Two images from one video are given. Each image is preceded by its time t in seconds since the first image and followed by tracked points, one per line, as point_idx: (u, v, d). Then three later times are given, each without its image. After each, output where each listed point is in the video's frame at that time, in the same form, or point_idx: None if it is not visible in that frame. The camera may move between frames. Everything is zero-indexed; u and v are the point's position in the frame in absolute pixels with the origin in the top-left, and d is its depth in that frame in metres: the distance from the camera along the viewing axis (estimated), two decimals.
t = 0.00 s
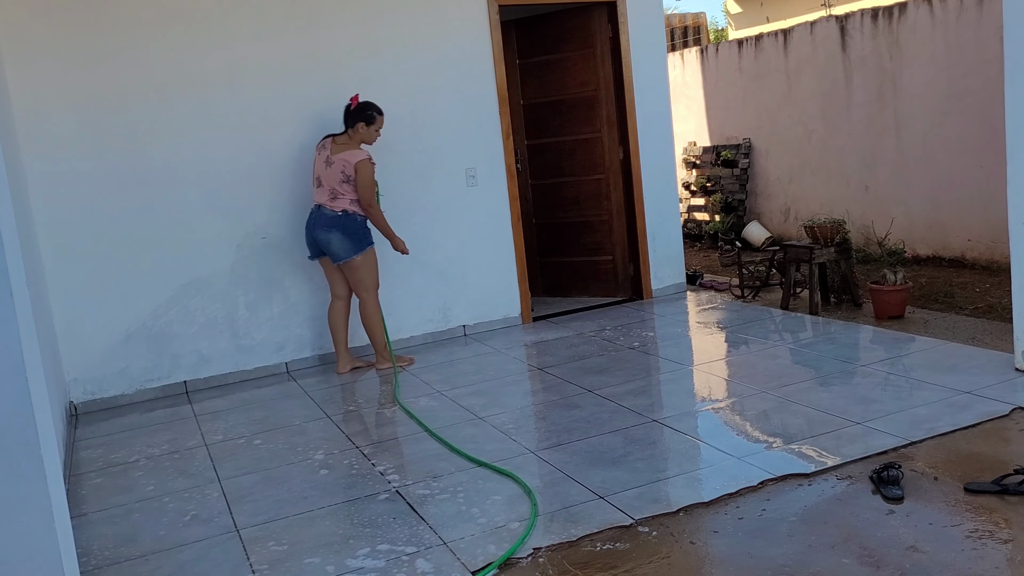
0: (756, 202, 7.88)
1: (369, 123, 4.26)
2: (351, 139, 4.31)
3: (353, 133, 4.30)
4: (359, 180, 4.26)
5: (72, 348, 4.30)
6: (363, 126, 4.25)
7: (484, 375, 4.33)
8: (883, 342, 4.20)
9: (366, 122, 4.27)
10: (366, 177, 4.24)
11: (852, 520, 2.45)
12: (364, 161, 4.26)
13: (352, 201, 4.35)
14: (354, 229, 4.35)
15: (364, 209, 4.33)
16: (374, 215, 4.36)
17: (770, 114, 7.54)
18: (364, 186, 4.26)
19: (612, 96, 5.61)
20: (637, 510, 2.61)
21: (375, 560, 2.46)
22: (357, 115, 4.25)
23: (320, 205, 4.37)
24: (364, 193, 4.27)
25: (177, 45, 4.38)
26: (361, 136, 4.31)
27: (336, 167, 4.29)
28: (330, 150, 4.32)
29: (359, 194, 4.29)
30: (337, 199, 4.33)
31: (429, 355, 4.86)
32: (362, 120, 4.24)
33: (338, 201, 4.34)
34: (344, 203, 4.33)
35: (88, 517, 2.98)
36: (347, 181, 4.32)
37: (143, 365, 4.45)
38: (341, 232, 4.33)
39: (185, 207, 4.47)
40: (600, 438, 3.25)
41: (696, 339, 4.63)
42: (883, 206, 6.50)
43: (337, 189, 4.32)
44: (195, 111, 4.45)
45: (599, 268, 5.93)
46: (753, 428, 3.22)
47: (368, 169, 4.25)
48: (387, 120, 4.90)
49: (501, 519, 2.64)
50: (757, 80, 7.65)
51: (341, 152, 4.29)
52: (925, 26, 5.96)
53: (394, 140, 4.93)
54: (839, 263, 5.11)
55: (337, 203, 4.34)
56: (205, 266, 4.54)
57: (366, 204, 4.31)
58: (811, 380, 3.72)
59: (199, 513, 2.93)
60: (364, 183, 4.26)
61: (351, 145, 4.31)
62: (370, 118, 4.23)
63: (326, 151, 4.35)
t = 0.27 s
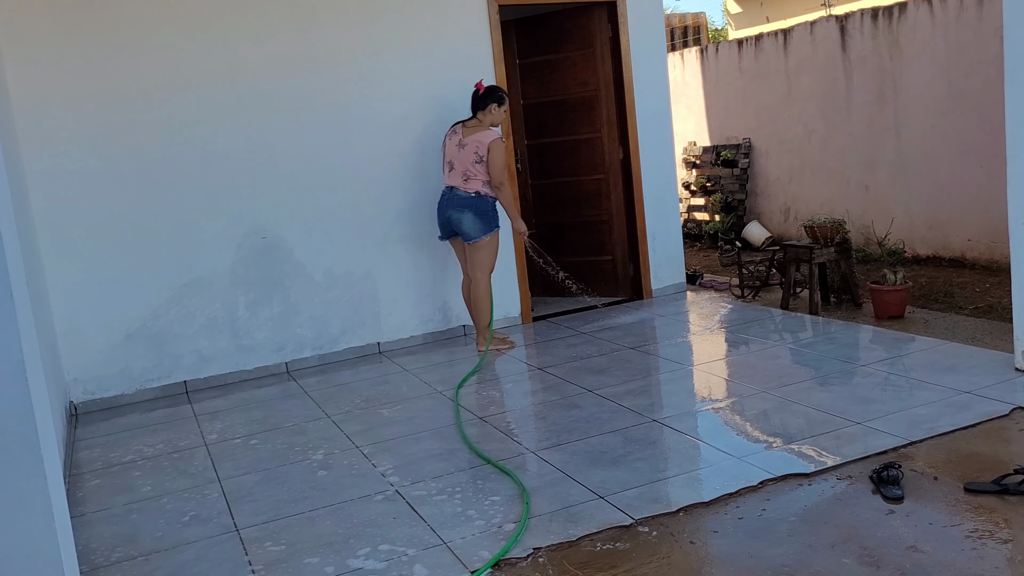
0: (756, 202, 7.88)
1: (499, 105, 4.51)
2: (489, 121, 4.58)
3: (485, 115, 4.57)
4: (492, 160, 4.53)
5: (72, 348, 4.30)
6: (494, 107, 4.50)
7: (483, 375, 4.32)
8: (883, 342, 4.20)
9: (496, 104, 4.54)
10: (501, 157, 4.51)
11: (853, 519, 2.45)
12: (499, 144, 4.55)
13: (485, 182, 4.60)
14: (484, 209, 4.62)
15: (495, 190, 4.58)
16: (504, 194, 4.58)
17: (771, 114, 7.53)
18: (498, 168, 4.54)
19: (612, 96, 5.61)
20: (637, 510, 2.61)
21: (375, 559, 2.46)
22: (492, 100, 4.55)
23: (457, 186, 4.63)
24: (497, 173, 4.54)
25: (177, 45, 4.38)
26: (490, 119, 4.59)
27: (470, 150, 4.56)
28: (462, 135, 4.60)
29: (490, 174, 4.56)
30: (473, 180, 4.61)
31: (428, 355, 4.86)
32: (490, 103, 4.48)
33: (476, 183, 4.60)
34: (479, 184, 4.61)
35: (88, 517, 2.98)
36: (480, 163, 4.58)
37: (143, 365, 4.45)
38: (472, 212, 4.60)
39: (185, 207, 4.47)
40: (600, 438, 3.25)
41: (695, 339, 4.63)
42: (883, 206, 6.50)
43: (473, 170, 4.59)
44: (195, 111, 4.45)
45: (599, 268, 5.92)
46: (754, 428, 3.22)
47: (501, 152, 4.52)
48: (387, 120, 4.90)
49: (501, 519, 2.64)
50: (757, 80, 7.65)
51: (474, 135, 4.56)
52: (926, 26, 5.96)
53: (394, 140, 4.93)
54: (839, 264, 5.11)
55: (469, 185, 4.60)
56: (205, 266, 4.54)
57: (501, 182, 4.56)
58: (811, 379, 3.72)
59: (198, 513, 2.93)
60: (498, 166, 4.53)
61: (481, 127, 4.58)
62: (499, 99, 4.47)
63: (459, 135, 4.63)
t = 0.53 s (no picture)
0: (756, 202, 7.88)
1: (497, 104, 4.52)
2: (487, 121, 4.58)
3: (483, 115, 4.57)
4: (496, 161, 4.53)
5: (72, 348, 4.30)
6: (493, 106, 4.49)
7: (483, 375, 4.32)
8: (883, 342, 4.20)
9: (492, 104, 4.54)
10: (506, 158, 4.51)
11: (852, 519, 2.45)
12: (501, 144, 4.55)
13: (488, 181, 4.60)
14: (489, 209, 4.62)
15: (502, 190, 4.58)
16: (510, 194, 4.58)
17: (771, 114, 7.54)
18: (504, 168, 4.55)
19: (612, 96, 5.61)
20: (637, 510, 2.61)
21: (375, 559, 2.46)
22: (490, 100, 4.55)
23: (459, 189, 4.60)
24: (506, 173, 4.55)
25: (177, 45, 4.38)
26: (488, 119, 4.59)
27: (472, 152, 4.53)
28: (462, 136, 4.56)
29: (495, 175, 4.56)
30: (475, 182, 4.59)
31: (428, 355, 4.87)
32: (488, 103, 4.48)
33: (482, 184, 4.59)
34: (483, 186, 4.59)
35: (88, 517, 2.98)
36: (483, 165, 4.56)
37: (144, 365, 4.46)
38: (478, 213, 4.58)
39: (185, 207, 4.47)
40: (600, 438, 3.25)
41: (695, 339, 4.63)
42: (883, 206, 6.50)
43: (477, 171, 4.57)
44: (195, 111, 4.45)
45: (599, 267, 5.92)
46: (754, 428, 3.22)
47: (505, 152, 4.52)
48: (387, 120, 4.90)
49: (502, 519, 2.64)
50: (757, 80, 7.65)
51: (475, 136, 4.53)
52: (925, 26, 5.96)
53: (394, 140, 4.93)
54: (839, 263, 5.11)
55: (474, 186, 4.59)
56: (205, 266, 4.54)
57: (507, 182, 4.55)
58: (811, 379, 3.72)
59: (198, 513, 2.94)
60: (503, 167, 4.53)
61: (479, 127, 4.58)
62: (497, 98, 4.46)
63: (457, 137, 4.59)
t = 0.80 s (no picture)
0: (756, 202, 7.88)
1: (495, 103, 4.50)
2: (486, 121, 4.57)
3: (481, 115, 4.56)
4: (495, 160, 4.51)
5: (72, 347, 4.30)
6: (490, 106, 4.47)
7: (483, 375, 4.33)
8: (883, 342, 4.20)
9: (491, 103, 4.53)
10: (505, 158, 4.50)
11: (853, 519, 2.45)
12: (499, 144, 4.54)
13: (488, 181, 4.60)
14: (489, 209, 4.61)
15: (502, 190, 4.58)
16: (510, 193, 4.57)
17: (770, 114, 7.54)
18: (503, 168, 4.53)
19: (612, 97, 5.61)
20: (637, 510, 2.61)
21: (376, 560, 2.46)
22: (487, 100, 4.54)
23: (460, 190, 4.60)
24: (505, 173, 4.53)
25: (177, 45, 4.38)
26: (489, 118, 4.57)
27: (472, 151, 4.53)
28: (462, 136, 4.56)
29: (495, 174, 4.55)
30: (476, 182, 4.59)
31: (428, 354, 4.87)
32: (485, 102, 4.47)
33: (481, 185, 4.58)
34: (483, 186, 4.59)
35: (88, 517, 2.98)
36: (483, 164, 4.56)
37: (144, 365, 4.46)
38: (478, 213, 4.58)
39: (185, 207, 4.48)
40: (600, 438, 3.25)
41: (695, 339, 4.63)
42: (883, 206, 6.50)
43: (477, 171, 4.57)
44: (195, 111, 4.45)
45: (599, 267, 5.92)
46: (753, 428, 3.22)
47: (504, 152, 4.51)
48: (387, 120, 4.90)
49: (503, 519, 2.65)
50: (757, 80, 7.65)
51: (475, 136, 4.52)
52: (926, 26, 5.96)
53: (394, 140, 4.93)
54: (839, 264, 5.11)
55: (474, 185, 4.58)
56: (205, 266, 4.54)
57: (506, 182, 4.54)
58: (811, 380, 3.72)
59: (199, 513, 2.94)
60: (502, 166, 4.52)
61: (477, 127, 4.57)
62: (496, 97, 4.45)
63: (457, 137, 4.59)
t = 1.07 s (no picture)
0: (756, 202, 7.88)
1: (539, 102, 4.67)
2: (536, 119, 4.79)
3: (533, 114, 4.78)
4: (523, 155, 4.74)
5: (72, 347, 4.30)
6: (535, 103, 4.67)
7: (483, 375, 4.32)
8: (883, 341, 4.20)
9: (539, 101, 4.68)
10: (528, 152, 4.67)
11: (853, 519, 2.44)
12: (530, 141, 4.73)
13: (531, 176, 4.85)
14: (521, 201, 4.90)
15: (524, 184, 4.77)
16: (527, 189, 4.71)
17: (770, 114, 7.53)
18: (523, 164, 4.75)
19: (612, 97, 5.60)
20: (637, 510, 2.61)
21: (376, 560, 2.46)
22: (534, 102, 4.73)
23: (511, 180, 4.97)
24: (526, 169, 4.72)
25: (177, 45, 4.38)
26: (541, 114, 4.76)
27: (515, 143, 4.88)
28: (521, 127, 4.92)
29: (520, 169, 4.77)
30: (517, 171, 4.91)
31: (428, 354, 4.86)
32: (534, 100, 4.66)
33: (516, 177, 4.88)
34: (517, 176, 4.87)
35: (88, 517, 2.98)
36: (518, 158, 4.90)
37: (144, 365, 4.46)
38: (515, 204, 4.91)
39: (186, 207, 4.48)
40: (600, 438, 3.25)
41: (695, 339, 4.63)
42: (883, 206, 6.50)
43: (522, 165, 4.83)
44: (195, 111, 4.45)
45: (599, 267, 5.92)
46: (753, 428, 3.22)
47: (531, 148, 4.71)
48: (387, 120, 4.90)
49: (503, 519, 2.64)
50: (757, 80, 7.65)
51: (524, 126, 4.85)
52: (925, 26, 5.96)
53: (394, 140, 4.93)
54: (839, 263, 5.11)
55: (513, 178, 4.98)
56: (205, 266, 4.54)
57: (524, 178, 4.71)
58: (811, 380, 3.72)
59: (199, 513, 2.94)
60: (526, 159, 4.73)
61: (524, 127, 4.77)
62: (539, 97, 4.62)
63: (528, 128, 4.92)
